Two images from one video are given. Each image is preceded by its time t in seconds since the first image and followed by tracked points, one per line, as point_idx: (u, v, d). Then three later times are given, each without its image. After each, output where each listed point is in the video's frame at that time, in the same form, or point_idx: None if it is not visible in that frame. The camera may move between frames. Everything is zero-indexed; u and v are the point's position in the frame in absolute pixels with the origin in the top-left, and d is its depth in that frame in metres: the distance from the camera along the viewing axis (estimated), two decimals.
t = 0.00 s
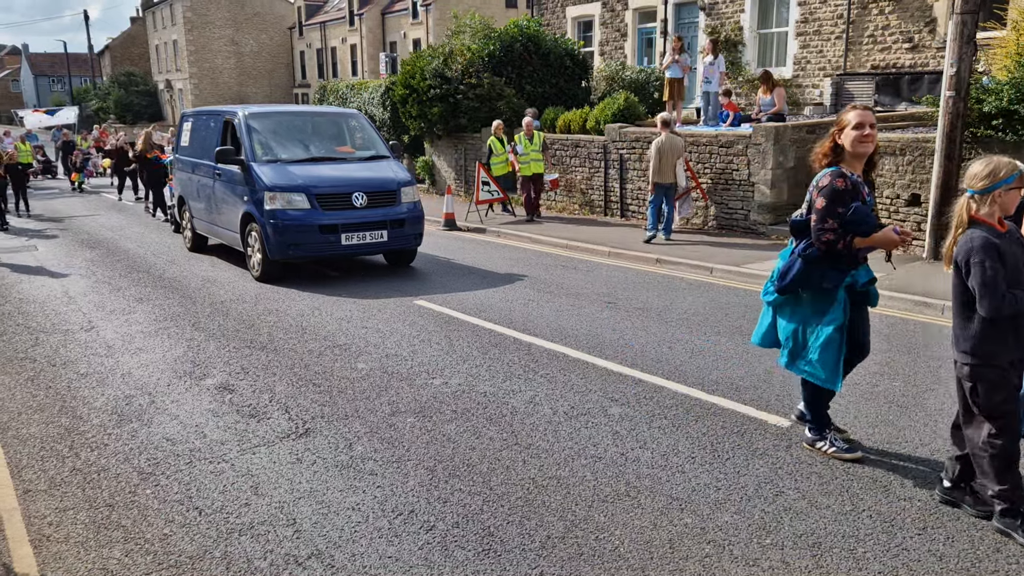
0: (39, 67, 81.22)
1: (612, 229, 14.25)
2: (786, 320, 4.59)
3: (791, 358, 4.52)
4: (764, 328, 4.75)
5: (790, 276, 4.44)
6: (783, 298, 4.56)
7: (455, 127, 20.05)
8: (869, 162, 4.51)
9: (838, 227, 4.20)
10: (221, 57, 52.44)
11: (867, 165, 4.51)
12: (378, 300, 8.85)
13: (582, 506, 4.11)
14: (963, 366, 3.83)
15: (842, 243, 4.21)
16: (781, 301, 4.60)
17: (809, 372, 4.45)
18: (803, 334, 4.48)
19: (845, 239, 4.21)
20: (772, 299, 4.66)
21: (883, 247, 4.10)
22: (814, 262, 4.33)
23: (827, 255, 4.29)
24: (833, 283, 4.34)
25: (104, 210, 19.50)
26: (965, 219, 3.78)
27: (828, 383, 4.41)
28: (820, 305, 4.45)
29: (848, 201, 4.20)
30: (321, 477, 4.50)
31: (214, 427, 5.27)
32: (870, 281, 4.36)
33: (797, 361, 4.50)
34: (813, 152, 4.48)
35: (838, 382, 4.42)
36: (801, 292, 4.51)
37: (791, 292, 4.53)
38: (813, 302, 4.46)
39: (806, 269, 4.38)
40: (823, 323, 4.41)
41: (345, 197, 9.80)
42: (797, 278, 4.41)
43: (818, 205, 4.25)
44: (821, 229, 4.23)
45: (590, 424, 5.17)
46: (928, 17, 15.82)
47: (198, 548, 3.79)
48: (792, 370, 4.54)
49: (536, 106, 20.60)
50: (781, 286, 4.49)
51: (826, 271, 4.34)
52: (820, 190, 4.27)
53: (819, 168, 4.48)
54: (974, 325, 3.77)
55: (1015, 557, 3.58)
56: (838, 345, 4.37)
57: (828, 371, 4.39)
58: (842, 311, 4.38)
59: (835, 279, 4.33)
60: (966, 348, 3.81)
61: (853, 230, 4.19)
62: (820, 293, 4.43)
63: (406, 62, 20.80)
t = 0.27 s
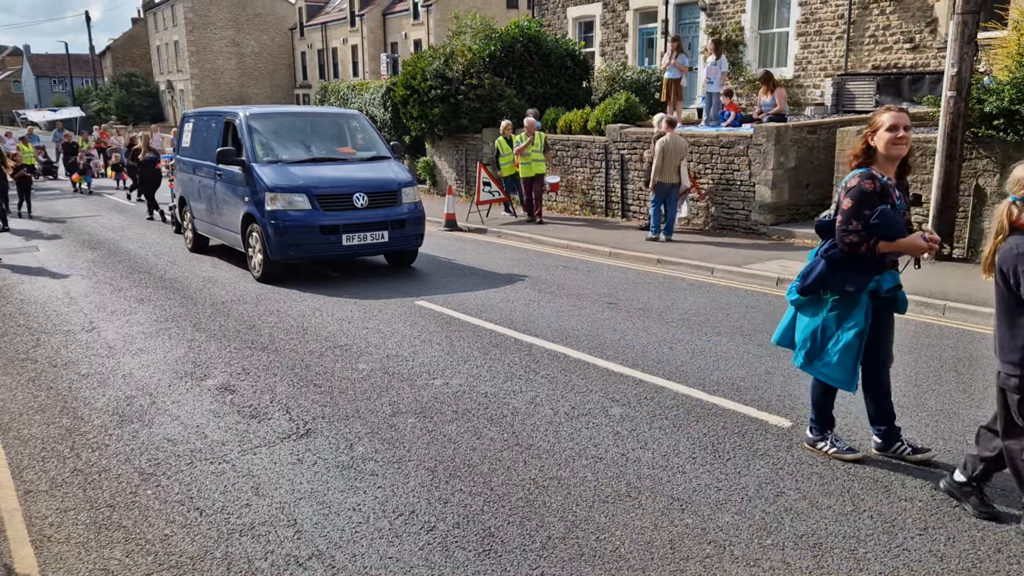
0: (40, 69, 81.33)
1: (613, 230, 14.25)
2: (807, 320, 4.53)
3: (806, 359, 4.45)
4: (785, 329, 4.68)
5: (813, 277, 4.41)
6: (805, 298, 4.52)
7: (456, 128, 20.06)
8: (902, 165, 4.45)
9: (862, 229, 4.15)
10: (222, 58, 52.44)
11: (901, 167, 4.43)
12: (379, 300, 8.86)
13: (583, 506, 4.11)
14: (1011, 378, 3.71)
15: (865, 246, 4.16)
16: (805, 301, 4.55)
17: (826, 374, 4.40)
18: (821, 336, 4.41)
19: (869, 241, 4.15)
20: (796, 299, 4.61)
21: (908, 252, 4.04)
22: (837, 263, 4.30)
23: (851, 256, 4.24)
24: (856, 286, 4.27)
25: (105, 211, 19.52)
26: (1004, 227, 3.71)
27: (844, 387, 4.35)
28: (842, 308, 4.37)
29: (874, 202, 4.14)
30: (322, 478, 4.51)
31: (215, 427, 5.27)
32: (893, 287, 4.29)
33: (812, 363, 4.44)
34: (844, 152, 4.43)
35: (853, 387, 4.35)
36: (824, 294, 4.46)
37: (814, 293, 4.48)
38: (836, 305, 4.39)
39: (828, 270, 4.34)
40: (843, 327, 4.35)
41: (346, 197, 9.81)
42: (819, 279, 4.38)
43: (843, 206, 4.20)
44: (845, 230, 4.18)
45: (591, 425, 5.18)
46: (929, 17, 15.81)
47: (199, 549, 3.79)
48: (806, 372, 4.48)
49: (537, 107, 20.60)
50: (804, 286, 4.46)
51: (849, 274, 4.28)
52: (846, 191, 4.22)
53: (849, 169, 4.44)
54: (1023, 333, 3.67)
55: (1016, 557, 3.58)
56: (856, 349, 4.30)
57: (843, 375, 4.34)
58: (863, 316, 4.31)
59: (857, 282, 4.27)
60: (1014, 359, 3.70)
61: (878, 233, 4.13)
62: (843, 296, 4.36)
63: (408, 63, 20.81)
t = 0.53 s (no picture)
0: (41, 69, 81.40)
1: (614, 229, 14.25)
2: (855, 325, 4.51)
3: (857, 365, 4.44)
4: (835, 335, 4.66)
5: (848, 276, 4.41)
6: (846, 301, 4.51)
7: (457, 128, 20.06)
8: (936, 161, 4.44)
9: (892, 223, 4.14)
10: (223, 58, 52.46)
11: (936, 163, 4.42)
12: (380, 300, 8.86)
13: (585, 506, 4.10)
14: None
15: (896, 239, 4.14)
16: (849, 307, 4.53)
17: (873, 379, 4.37)
18: (868, 340, 4.39)
19: (900, 235, 4.14)
20: (840, 305, 4.60)
21: (942, 242, 4.05)
22: (869, 260, 4.29)
23: (883, 252, 4.23)
24: (890, 283, 4.24)
25: (106, 211, 19.52)
26: None
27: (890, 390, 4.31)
28: (884, 309, 4.34)
29: (903, 195, 4.14)
30: (324, 478, 4.50)
31: (216, 427, 5.27)
32: (932, 282, 4.22)
33: (864, 368, 4.41)
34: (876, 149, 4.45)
35: (902, 390, 4.29)
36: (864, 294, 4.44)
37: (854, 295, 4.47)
38: (875, 305, 4.36)
39: (862, 268, 4.34)
40: (886, 329, 4.31)
41: (347, 197, 9.81)
42: (855, 278, 4.38)
43: (874, 201, 4.21)
44: (875, 225, 4.18)
45: (593, 425, 5.18)
46: (931, 17, 15.80)
47: (201, 548, 3.79)
48: (860, 378, 4.45)
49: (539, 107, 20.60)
50: (839, 287, 4.46)
51: (882, 270, 4.27)
52: (877, 186, 4.23)
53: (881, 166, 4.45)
54: None
55: (1018, 557, 3.58)
56: (901, 350, 4.25)
57: (890, 378, 4.29)
58: (904, 315, 4.27)
59: (892, 278, 4.24)
60: None
61: (909, 226, 4.12)
62: (881, 296, 4.33)
63: (409, 63, 20.80)
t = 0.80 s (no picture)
0: (43, 69, 81.47)
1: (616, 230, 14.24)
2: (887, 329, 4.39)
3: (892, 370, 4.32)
4: (873, 343, 4.54)
5: (871, 280, 4.31)
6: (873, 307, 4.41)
7: (459, 128, 20.05)
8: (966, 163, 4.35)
9: (917, 226, 4.06)
10: (225, 58, 52.49)
11: (965, 167, 4.34)
12: (382, 300, 8.86)
13: (587, 506, 4.10)
14: None
15: (921, 242, 4.06)
16: (879, 312, 4.43)
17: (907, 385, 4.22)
18: (899, 344, 4.26)
19: (925, 238, 4.06)
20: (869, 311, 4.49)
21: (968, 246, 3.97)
22: (894, 263, 4.20)
23: (907, 256, 4.14)
24: (913, 285, 4.14)
25: (108, 211, 19.53)
26: None
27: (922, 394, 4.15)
28: (912, 311, 4.22)
29: (929, 198, 4.07)
30: (325, 478, 4.50)
31: (218, 427, 5.27)
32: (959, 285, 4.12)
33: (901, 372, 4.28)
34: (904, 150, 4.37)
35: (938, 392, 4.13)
36: (892, 297, 4.34)
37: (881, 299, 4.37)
38: (903, 309, 4.25)
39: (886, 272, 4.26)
40: (914, 331, 4.19)
41: (349, 197, 9.82)
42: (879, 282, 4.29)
43: (899, 204, 4.14)
44: (899, 228, 4.10)
45: (594, 425, 5.17)
46: (933, 17, 15.78)
47: (202, 548, 3.79)
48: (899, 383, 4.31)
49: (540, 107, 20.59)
50: (862, 292, 4.37)
51: (907, 274, 4.18)
52: (902, 188, 4.16)
53: (909, 168, 4.37)
54: None
55: (1021, 557, 3.58)
56: (931, 353, 4.12)
57: (922, 381, 4.13)
58: (931, 317, 4.15)
59: (917, 281, 4.14)
60: None
61: (934, 229, 4.04)
62: (907, 299, 4.23)
63: (410, 63, 20.78)
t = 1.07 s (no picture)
0: (45, 69, 81.57)
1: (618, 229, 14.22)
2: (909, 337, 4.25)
3: (914, 380, 4.21)
4: (888, 347, 4.41)
5: (897, 288, 4.22)
6: (897, 314, 4.28)
7: (461, 128, 20.05)
8: (1001, 166, 4.15)
9: (945, 236, 3.90)
10: (227, 58, 52.50)
11: (1000, 170, 4.14)
12: (385, 300, 8.85)
13: (588, 506, 4.10)
14: None
15: (949, 253, 3.90)
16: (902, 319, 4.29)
17: (932, 396, 4.11)
18: (922, 353, 4.14)
19: (953, 249, 3.90)
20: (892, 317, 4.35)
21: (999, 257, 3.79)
22: (921, 272, 4.05)
23: (935, 265, 3.99)
24: (940, 295, 4.01)
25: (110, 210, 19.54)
26: None
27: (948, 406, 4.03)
28: (937, 321, 4.09)
29: (959, 206, 3.90)
30: (327, 477, 4.50)
31: (220, 426, 5.28)
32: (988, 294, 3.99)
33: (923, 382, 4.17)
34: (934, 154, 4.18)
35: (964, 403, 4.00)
36: (918, 306, 4.20)
37: (906, 308, 4.23)
38: (929, 318, 4.11)
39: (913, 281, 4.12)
40: (940, 341, 4.05)
41: (351, 197, 9.82)
42: (904, 291, 4.16)
43: (927, 212, 3.98)
44: (927, 237, 3.96)
45: (596, 425, 5.17)
46: (935, 17, 15.76)
47: (204, 548, 3.79)
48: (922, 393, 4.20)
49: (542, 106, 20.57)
50: (887, 300, 4.26)
51: (934, 284, 4.03)
52: (931, 196, 3.99)
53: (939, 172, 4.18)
54: None
55: None
56: (959, 364, 3.99)
57: (948, 392, 4.02)
58: (959, 327, 4.00)
59: (945, 291, 3.99)
60: None
61: (964, 240, 3.87)
62: (933, 308, 4.09)
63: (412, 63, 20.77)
